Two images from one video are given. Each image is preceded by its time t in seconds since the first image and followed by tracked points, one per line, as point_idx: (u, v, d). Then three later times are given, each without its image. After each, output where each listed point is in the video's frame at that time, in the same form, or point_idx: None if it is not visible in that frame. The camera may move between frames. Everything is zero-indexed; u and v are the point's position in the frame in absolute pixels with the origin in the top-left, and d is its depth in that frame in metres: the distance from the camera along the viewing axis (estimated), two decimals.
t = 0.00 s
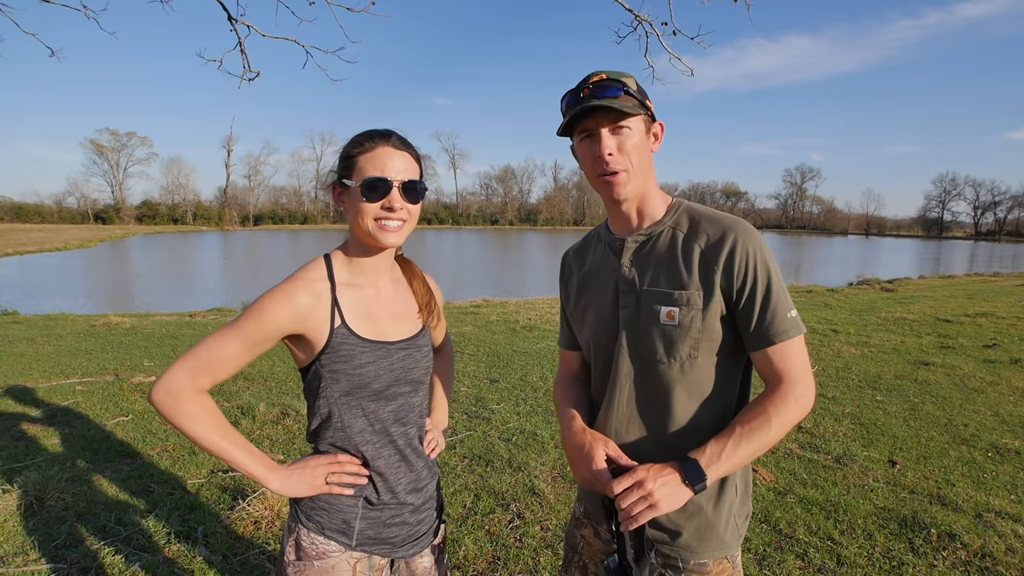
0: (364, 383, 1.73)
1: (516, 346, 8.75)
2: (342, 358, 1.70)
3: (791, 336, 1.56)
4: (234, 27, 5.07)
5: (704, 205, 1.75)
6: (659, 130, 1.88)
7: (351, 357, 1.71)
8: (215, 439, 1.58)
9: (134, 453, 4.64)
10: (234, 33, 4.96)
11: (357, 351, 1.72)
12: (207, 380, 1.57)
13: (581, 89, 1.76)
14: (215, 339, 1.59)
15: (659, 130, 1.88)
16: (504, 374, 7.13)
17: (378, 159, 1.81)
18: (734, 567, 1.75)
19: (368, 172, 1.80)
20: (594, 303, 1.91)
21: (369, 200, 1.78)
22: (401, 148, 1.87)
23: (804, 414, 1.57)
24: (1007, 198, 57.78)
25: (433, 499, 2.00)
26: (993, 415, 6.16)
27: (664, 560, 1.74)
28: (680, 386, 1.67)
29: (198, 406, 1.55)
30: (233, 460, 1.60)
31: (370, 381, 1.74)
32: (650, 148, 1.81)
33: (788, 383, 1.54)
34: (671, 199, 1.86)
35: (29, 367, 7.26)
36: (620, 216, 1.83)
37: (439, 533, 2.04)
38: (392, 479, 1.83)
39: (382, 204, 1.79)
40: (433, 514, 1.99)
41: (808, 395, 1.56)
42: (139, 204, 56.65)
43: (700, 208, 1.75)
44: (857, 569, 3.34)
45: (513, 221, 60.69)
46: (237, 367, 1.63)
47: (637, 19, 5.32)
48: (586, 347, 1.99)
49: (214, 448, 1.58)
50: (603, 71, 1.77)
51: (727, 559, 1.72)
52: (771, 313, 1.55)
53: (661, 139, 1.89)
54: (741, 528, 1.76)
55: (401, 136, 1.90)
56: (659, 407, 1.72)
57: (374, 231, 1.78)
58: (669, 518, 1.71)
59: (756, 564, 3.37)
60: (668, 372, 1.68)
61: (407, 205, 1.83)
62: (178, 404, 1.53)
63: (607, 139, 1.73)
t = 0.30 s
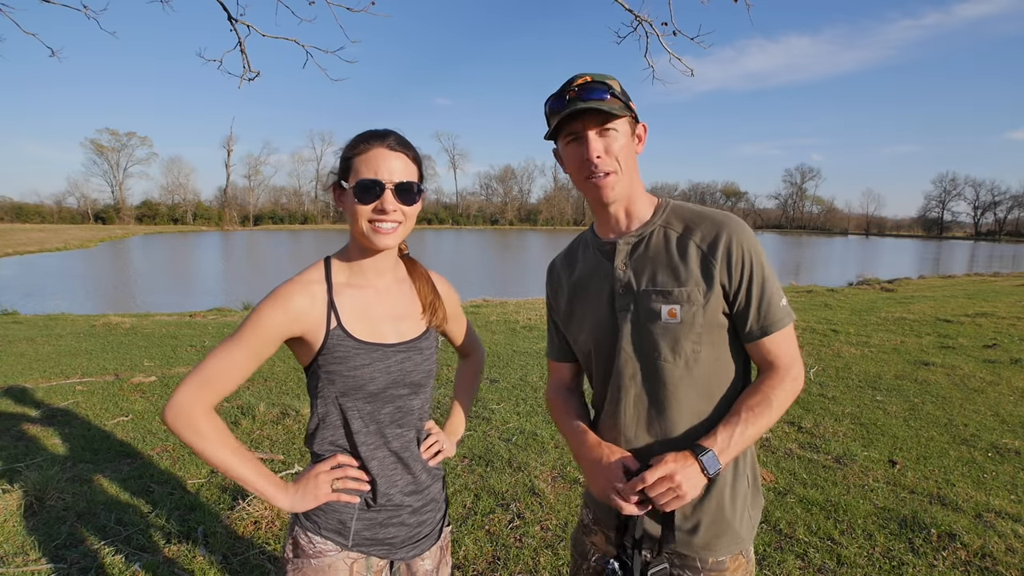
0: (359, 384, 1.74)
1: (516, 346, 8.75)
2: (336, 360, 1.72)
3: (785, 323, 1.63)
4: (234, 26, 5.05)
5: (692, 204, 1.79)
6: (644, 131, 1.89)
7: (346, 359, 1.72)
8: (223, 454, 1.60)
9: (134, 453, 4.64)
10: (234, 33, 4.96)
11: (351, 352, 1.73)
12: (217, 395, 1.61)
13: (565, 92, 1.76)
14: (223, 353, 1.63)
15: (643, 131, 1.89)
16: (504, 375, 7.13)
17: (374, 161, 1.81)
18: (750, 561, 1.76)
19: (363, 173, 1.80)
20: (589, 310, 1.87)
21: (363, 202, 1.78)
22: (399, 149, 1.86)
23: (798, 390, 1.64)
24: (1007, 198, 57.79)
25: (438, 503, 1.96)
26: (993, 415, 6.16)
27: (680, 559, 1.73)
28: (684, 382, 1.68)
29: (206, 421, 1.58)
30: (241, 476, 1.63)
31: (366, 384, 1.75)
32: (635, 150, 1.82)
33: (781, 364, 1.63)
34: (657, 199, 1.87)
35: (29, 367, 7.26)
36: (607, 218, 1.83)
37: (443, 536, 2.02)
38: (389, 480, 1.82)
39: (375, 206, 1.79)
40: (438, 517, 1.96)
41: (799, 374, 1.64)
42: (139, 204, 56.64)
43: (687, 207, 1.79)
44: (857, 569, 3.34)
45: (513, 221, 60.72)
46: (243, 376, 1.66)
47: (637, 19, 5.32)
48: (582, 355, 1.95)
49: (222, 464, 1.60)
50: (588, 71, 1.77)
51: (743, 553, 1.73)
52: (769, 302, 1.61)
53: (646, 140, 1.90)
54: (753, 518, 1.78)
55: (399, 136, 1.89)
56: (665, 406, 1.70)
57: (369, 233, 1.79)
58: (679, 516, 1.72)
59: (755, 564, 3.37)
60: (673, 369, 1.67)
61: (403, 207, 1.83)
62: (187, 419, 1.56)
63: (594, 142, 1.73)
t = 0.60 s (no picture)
0: (363, 384, 1.75)
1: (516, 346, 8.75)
2: (341, 359, 1.73)
3: (781, 317, 1.64)
4: (234, 27, 5.03)
5: (680, 202, 1.79)
6: (627, 133, 1.91)
7: (350, 358, 1.73)
8: (234, 454, 1.63)
9: (135, 453, 4.64)
10: (234, 32, 4.94)
11: (356, 352, 1.74)
12: (226, 396, 1.63)
13: (545, 96, 1.77)
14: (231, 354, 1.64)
15: (627, 132, 1.91)
16: (504, 375, 7.13)
17: (380, 163, 1.81)
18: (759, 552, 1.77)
19: (370, 175, 1.81)
20: (583, 316, 1.86)
21: (368, 204, 1.79)
22: (406, 151, 1.86)
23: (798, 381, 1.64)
24: (1007, 198, 57.81)
25: (444, 504, 1.95)
26: (993, 415, 6.16)
27: (694, 556, 1.73)
28: (686, 382, 1.68)
29: (217, 421, 1.61)
30: (251, 474, 1.65)
31: (370, 384, 1.76)
32: (618, 152, 1.83)
33: (779, 357, 1.64)
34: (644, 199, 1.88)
35: (29, 367, 7.26)
36: (596, 223, 1.83)
37: (450, 538, 2.00)
38: (394, 480, 1.82)
39: (379, 209, 1.79)
40: (445, 519, 1.95)
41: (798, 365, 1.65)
42: (139, 204, 56.63)
43: (676, 206, 1.79)
44: (857, 569, 3.34)
45: (513, 221, 60.74)
46: (252, 376, 1.68)
47: (637, 19, 5.30)
48: (578, 360, 1.94)
49: (232, 463, 1.63)
50: (568, 76, 1.78)
51: (751, 543, 1.74)
52: (764, 296, 1.62)
53: (629, 141, 1.92)
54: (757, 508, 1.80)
55: (408, 138, 1.88)
56: (666, 408, 1.71)
57: (375, 235, 1.80)
58: (690, 514, 1.72)
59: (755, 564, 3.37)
60: (675, 371, 1.68)
61: (408, 210, 1.83)
62: (197, 420, 1.59)
63: (577, 145, 1.74)
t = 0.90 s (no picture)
0: (373, 385, 1.76)
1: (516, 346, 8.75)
2: (351, 360, 1.74)
3: (784, 319, 1.63)
4: (234, 27, 5.00)
5: (682, 201, 1.78)
6: (638, 130, 1.88)
7: (361, 359, 1.74)
8: (249, 453, 1.64)
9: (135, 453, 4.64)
10: (234, 32, 4.93)
11: (366, 353, 1.75)
12: (240, 396, 1.64)
13: (557, 85, 1.74)
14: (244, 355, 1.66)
15: (637, 130, 1.88)
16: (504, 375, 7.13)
17: (390, 163, 1.81)
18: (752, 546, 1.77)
19: (379, 175, 1.81)
20: (581, 315, 1.87)
21: (379, 204, 1.78)
22: (415, 151, 1.86)
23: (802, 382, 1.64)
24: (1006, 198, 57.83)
25: (455, 504, 1.95)
26: (993, 415, 6.16)
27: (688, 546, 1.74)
28: (683, 385, 1.68)
29: (232, 421, 1.62)
30: (266, 473, 1.67)
31: (380, 384, 1.76)
32: (625, 150, 1.81)
33: (783, 357, 1.62)
34: (646, 197, 1.87)
35: (29, 367, 7.26)
36: (595, 220, 1.82)
37: (461, 538, 2.00)
38: (404, 479, 1.82)
39: (390, 208, 1.79)
40: (456, 518, 1.95)
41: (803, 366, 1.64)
42: (139, 204, 56.61)
43: (677, 204, 1.78)
44: (857, 569, 3.34)
45: (513, 221, 60.75)
46: (265, 376, 1.69)
47: (637, 19, 5.30)
48: (576, 358, 1.94)
49: (247, 463, 1.64)
50: (580, 66, 1.76)
51: (745, 538, 1.74)
52: (763, 300, 1.62)
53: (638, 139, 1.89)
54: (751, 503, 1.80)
55: (417, 139, 1.89)
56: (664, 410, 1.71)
57: (386, 235, 1.80)
58: (688, 507, 1.71)
59: (755, 564, 3.37)
60: (671, 374, 1.68)
61: (418, 209, 1.82)
62: (211, 420, 1.60)
63: (582, 141, 1.73)
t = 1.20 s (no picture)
0: (381, 384, 1.76)
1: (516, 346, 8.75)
2: (360, 360, 1.74)
3: (808, 363, 1.57)
4: (234, 26, 4.99)
5: (720, 215, 1.72)
6: (690, 137, 1.83)
7: (369, 359, 1.74)
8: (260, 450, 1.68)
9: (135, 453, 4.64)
10: (234, 31, 4.92)
11: (374, 353, 1.74)
12: (250, 395, 1.67)
13: (620, 73, 1.70)
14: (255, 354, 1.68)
15: (689, 137, 1.83)
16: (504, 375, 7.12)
17: (398, 164, 1.81)
18: (753, 560, 1.77)
19: (387, 176, 1.81)
20: (598, 314, 1.88)
21: (387, 204, 1.79)
22: (423, 151, 1.86)
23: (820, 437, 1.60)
24: (1006, 198, 57.83)
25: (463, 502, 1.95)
26: (993, 415, 6.16)
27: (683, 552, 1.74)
28: (691, 407, 1.68)
29: (243, 418, 1.66)
30: (277, 470, 1.70)
31: (388, 384, 1.76)
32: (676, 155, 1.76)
33: (806, 410, 1.58)
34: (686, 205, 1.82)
35: (29, 367, 7.26)
36: (629, 220, 1.79)
37: (469, 536, 2.00)
38: (412, 478, 1.82)
39: (399, 209, 1.79)
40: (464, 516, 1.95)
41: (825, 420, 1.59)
42: (139, 204, 56.61)
43: (715, 218, 1.71)
44: (857, 569, 3.34)
45: (513, 221, 60.76)
46: (276, 375, 1.71)
47: (637, 19, 5.30)
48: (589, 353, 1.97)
49: (259, 459, 1.69)
50: (649, 57, 1.72)
51: (747, 552, 1.73)
52: (788, 339, 1.56)
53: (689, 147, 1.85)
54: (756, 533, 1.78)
55: (423, 138, 1.88)
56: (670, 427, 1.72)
57: (394, 234, 1.80)
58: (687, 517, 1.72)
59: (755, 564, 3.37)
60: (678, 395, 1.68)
61: (426, 208, 1.82)
62: (224, 417, 1.64)
63: (635, 137, 1.68)
